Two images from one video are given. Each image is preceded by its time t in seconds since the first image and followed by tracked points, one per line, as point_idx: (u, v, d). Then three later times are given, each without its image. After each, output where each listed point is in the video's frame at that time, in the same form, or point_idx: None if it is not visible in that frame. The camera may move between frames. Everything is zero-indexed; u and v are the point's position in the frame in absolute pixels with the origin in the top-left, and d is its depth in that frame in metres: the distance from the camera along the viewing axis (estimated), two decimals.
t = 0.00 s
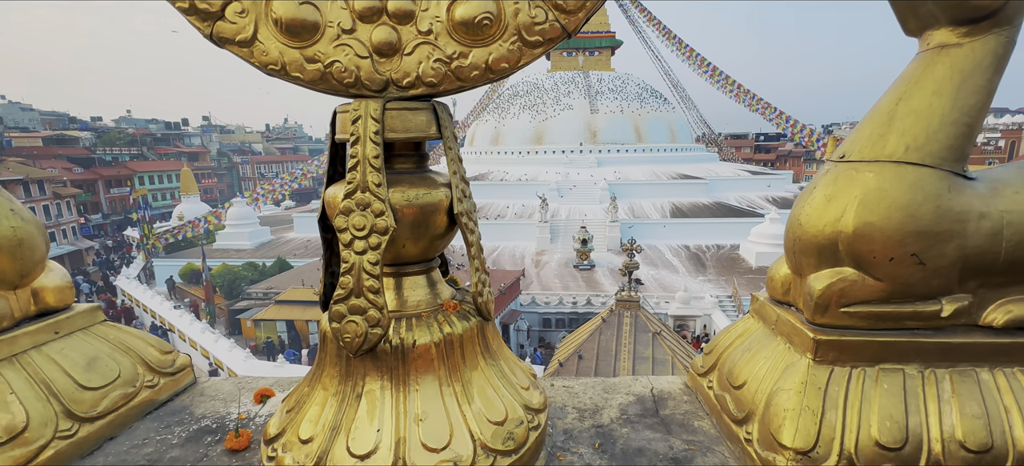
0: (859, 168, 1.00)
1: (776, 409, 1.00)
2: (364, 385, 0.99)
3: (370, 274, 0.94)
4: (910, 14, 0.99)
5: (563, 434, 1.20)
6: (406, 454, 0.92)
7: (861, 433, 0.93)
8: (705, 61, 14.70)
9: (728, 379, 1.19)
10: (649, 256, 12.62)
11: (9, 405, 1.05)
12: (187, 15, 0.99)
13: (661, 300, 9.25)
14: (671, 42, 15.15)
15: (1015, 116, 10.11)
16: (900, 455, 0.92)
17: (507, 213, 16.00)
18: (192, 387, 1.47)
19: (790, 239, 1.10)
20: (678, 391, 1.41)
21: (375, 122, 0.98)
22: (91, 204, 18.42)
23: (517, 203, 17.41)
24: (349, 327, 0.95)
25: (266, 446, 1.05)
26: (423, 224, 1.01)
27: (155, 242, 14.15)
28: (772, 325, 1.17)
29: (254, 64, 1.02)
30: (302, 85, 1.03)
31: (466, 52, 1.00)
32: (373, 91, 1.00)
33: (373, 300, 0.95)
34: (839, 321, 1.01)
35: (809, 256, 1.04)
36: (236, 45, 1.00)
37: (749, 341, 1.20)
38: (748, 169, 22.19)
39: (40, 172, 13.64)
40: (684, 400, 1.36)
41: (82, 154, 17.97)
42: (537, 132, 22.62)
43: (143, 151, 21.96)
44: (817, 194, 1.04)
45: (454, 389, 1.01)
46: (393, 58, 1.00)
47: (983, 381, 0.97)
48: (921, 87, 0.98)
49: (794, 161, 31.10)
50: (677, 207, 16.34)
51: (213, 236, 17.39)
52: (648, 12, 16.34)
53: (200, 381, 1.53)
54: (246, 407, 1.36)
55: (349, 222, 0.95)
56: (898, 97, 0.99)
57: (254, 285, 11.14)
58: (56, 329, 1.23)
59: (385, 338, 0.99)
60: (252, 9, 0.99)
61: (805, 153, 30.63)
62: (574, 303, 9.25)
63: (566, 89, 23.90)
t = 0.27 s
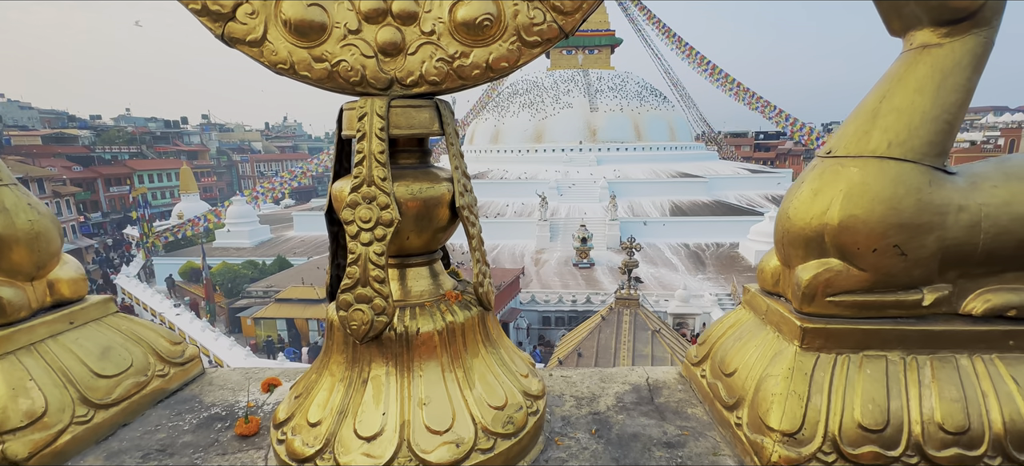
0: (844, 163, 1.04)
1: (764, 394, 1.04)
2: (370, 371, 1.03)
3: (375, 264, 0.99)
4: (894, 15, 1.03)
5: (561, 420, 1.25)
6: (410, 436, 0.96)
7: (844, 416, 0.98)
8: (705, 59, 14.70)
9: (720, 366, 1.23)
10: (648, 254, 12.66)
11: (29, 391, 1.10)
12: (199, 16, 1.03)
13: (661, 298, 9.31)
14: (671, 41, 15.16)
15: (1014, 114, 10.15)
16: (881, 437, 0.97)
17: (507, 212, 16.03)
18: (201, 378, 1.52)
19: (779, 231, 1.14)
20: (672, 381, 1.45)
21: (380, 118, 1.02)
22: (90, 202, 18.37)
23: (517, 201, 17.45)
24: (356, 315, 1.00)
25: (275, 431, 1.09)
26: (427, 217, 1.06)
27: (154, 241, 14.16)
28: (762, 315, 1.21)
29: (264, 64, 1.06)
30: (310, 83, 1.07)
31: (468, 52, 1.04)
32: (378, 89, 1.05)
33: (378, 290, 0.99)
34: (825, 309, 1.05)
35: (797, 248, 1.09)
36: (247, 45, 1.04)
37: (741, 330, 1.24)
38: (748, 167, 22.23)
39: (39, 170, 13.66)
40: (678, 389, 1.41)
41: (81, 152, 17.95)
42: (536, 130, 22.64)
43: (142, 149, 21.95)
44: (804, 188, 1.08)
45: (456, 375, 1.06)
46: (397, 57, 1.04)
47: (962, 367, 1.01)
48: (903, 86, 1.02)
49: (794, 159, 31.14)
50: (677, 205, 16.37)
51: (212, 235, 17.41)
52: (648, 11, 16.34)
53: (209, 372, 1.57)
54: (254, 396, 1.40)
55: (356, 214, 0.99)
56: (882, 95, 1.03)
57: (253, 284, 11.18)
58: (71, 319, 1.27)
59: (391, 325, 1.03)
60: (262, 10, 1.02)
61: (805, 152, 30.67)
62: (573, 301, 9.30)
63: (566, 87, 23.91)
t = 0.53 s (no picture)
0: (831, 158, 1.08)
1: (754, 379, 1.09)
2: (376, 356, 1.07)
3: (381, 254, 1.03)
4: (879, 16, 1.08)
5: (560, 407, 1.30)
6: (415, 419, 1.01)
7: (830, 400, 1.02)
8: (705, 57, 14.71)
9: (712, 355, 1.28)
10: (648, 253, 12.71)
11: (49, 377, 1.14)
12: (212, 17, 1.07)
13: (660, 296, 9.36)
14: (671, 39, 15.16)
15: (1013, 113, 10.18)
16: (865, 420, 1.01)
17: (507, 210, 16.06)
18: (210, 369, 1.56)
19: (769, 225, 1.19)
20: (667, 371, 1.50)
21: (386, 116, 1.06)
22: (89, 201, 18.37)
23: (516, 200, 17.49)
24: (363, 303, 1.04)
25: (284, 416, 1.14)
26: (431, 210, 1.10)
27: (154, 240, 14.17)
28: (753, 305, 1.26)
29: (274, 63, 1.11)
30: (318, 81, 1.11)
31: (470, 51, 1.09)
32: (383, 87, 1.09)
33: (385, 279, 1.04)
34: (811, 299, 1.10)
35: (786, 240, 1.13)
36: (257, 45, 1.09)
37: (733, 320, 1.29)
38: (747, 166, 22.27)
39: (39, 169, 13.67)
40: (673, 377, 1.45)
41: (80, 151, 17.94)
42: (536, 129, 22.66)
43: (141, 148, 21.93)
44: (793, 182, 1.13)
45: (459, 361, 1.10)
46: (402, 57, 1.09)
47: (942, 353, 1.05)
48: (886, 85, 1.07)
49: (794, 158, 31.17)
50: (677, 204, 16.40)
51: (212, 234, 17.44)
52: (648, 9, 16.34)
53: (217, 363, 1.61)
54: (262, 384, 1.45)
55: (362, 207, 1.04)
56: (867, 93, 1.08)
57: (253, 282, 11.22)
58: (87, 309, 1.32)
59: (396, 314, 1.07)
60: (272, 11, 1.07)
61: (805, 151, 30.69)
62: (573, 300, 9.35)
63: (566, 86, 23.92)
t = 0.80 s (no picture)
0: (817, 153, 1.13)
1: (743, 364, 1.14)
2: (384, 341, 1.13)
3: (388, 244, 1.09)
4: (863, 17, 1.13)
5: (559, 393, 1.35)
6: (421, 400, 1.06)
7: (815, 382, 1.08)
8: (704, 56, 14.73)
9: (705, 342, 1.33)
10: (647, 252, 12.77)
11: (71, 361, 1.19)
12: (226, 19, 1.12)
13: (659, 295, 9.40)
14: (671, 38, 15.19)
15: (1011, 111, 10.22)
16: (848, 400, 1.07)
17: (507, 209, 16.11)
18: (221, 358, 1.61)
19: (760, 217, 1.24)
20: (662, 359, 1.55)
21: (392, 112, 1.11)
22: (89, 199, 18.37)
23: (516, 199, 17.52)
24: (372, 291, 1.09)
25: (296, 399, 1.19)
26: (435, 202, 1.15)
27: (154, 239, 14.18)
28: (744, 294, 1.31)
29: (285, 62, 1.16)
30: (327, 79, 1.16)
31: (473, 50, 1.14)
32: (390, 85, 1.14)
33: (392, 268, 1.09)
34: (799, 287, 1.15)
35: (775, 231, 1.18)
36: (269, 44, 1.14)
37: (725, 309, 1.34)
38: (746, 164, 22.35)
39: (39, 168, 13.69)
40: (668, 365, 1.51)
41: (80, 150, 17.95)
42: (536, 128, 22.71)
43: (141, 147, 21.92)
44: (782, 176, 1.18)
45: (462, 347, 1.16)
46: (408, 56, 1.14)
47: (923, 339, 1.11)
48: (870, 82, 1.12)
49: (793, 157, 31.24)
50: (676, 203, 16.45)
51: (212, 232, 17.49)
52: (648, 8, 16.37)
53: (227, 352, 1.66)
54: (272, 372, 1.50)
55: (371, 199, 1.09)
56: (851, 91, 1.13)
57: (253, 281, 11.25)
58: (103, 298, 1.37)
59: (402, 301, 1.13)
60: (284, 13, 1.12)
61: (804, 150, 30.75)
62: (572, 298, 9.41)
63: (565, 85, 23.96)
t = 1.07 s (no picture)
0: (808, 150, 1.18)
1: (737, 353, 1.19)
2: (391, 331, 1.17)
3: (395, 238, 1.13)
4: (852, 19, 1.18)
5: (559, 383, 1.39)
6: (426, 387, 1.10)
7: (805, 370, 1.12)
8: (704, 55, 14.73)
9: (700, 334, 1.37)
10: (647, 251, 12.81)
11: (88, 351, 1.24)
12: (238, 20, 1.16)
13: (659, 294, 9.44)
14: (670, 37, 15.21)
15: (1010, 110, 10.25)
16: (837, 387, 1.11)
17: (507, 208, 16.14)
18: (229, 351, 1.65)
19: (753, 212, 1.28)
20: (660, 351, 1.59)
21: (398, 110, 1.15)
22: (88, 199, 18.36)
23: (516, 198, 17.54)
24: (379, 282, 1.14)
25: (305, 388, 1.23)
26: (440, 198, 1.20)
27: (153, 238, 14.18)
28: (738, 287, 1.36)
29: (295, 62, 1.20)
30: (335, 79, 1.20)
31: (476, 51, 1.18)
32: (396, 84, 1.18)
33: (398, 260, 1.13)
34: (790, 279, 1.19)
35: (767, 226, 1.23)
36: (280, 45, 1.18)
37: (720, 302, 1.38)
38: (745, 164, 22.40)
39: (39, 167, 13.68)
40: (665, 357, 1.55)
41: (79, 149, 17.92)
42: (535, 127, 22.74)
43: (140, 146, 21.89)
44: (774, 173, 1.22)
45: (465, 337, 1.20)
46: (413, 57, 1.18)
47: (910, 329, 1.15)
48: (859, 82, 1.16)
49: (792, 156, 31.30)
50: (675, 202, 16.49)
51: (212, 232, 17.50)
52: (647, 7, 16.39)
53: (235, 345, 1.71)
54: (280, 364, 1.54)
55: (378, 195, 1.13)
56: (841, 90, 1.17)
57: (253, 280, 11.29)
58: (117, 292, 1.41)
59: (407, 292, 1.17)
60: (294, 15, 1.16)
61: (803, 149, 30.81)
62: (571, 297, 9.46)
63: (565, 84, 23.99)
